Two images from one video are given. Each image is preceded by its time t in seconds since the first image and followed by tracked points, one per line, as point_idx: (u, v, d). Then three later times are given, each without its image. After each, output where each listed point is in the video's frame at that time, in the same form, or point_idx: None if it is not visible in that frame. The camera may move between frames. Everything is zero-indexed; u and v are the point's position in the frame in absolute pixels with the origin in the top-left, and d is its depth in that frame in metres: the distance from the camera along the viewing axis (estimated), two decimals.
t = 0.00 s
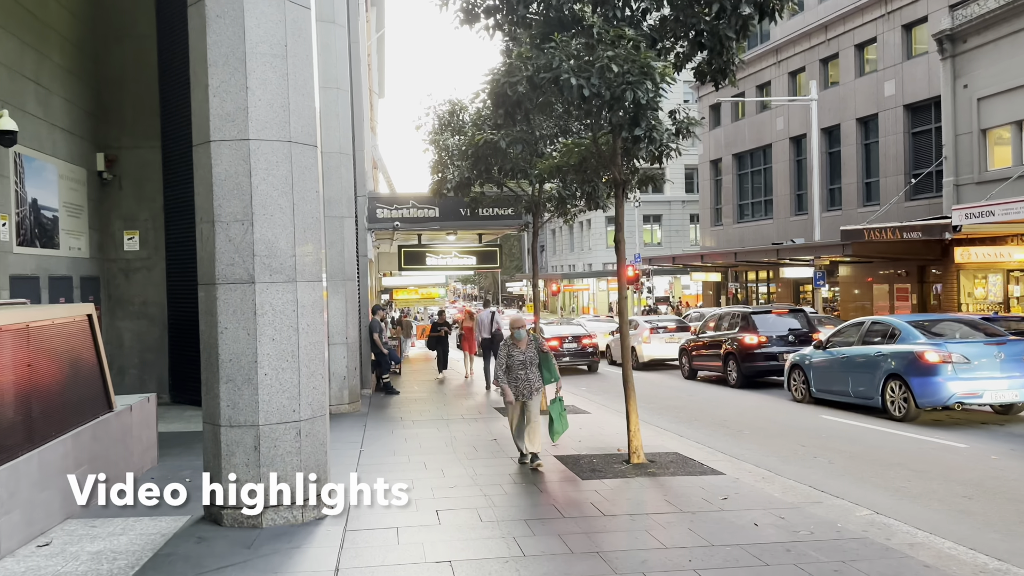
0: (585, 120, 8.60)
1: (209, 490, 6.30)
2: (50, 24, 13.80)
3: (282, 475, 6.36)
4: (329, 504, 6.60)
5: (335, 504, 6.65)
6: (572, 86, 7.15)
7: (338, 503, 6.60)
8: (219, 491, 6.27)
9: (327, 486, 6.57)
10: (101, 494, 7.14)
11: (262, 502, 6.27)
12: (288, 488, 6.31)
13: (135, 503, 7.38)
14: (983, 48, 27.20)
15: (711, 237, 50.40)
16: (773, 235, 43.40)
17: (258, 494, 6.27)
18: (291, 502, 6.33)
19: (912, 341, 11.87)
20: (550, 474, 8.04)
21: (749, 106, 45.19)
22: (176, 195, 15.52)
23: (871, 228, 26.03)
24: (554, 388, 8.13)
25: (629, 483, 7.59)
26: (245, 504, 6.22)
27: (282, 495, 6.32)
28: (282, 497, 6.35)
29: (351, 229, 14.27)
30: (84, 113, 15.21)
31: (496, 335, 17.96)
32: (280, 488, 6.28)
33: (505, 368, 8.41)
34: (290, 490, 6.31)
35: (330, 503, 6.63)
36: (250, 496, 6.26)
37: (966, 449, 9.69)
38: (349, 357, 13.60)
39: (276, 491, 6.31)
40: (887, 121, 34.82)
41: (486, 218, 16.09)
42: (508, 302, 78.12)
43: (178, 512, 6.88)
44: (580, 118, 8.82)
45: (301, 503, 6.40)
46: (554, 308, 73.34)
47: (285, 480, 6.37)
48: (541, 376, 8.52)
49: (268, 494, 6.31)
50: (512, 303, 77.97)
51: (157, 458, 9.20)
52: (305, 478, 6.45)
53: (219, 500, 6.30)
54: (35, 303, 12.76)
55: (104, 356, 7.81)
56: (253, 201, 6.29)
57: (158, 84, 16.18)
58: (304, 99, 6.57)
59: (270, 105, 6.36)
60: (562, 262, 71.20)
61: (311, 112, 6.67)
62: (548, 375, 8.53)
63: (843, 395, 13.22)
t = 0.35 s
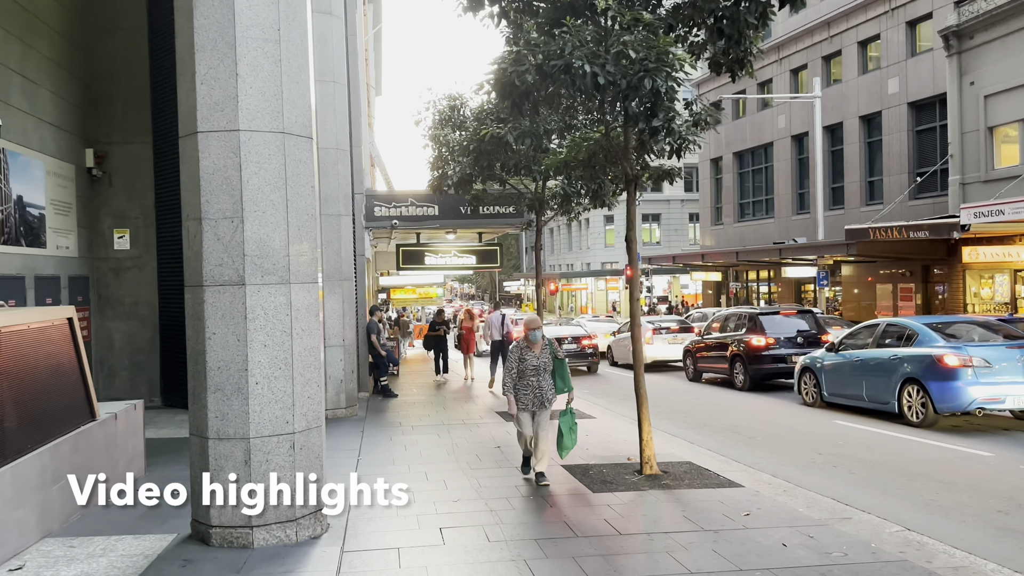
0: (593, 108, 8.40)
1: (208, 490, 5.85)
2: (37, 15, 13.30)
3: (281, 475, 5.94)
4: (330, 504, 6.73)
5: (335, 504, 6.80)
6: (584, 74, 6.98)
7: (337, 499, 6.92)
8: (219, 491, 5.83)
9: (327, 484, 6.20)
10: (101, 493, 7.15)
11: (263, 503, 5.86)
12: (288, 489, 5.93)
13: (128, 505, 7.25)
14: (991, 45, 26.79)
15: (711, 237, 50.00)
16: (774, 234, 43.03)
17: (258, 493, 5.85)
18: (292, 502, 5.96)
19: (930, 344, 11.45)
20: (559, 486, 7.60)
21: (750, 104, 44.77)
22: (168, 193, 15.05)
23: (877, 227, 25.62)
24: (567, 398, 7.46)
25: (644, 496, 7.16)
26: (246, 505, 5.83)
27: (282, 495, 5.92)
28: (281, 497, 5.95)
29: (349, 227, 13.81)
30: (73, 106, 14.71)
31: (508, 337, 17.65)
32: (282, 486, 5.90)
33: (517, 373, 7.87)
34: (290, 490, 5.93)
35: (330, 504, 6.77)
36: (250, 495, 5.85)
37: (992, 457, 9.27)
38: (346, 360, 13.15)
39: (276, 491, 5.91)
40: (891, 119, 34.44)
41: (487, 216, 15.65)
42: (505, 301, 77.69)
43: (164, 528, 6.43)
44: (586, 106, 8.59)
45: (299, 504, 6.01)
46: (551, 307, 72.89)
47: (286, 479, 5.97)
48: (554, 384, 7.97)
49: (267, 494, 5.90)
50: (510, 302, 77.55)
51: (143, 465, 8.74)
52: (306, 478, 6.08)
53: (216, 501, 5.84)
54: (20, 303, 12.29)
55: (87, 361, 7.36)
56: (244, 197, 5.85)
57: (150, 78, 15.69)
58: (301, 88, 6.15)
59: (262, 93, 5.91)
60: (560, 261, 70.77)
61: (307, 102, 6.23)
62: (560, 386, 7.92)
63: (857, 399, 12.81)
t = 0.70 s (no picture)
0: (599, 89, 8.08)
1: (205, 491, 5.36)
2: None
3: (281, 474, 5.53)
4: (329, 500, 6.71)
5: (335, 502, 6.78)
6: (593, 50, 6.60)
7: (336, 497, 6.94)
8: (219, 492, 5.34)
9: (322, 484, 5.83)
10: (100, 494, 6.99)
11: (263, 503, 5.42)
12: (287, 489, 5.53)
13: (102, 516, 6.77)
14: (997, 39, 26.35)
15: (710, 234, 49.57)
16: (775, 232, 42.62)
17: (259, 493, 5.40)
18: (291, 502, 5.57)
19: (948, 342, 10.99)
20: (563, 494, 7.12)
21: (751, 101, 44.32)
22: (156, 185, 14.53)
23: (882, 224, 25.19)
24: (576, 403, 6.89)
25: (655, 505, 6.69)
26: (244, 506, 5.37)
27: (283, 496, 5.51)
28: (280, 498, 5.53)
29: (344, 221, 13.33)
30: (58, 96, 14.19)
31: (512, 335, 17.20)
32: (282, 485, 5.50)
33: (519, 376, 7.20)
34: (290, 490, 5.53)
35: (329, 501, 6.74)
36: (250, 495, 5.39)
37: (1018, 462, 8.81)
38: (339, 359, 12.69)
39: (275, 492, 5.49)
40: (894, 114, 34.00)
41: (487, 211, 15.15)
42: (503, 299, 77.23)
43: (140, 540, 5.97)
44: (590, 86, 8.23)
45: (300, 503, 5.64)
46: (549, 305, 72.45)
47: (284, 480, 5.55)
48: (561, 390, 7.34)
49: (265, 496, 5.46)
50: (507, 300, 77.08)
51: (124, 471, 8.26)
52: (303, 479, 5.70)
53: (213, 501, 5.35)
54: None
55: (58, 361, 6.89)
56: (224, 181, 5.36)
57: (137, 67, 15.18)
58: (286, 63, 5.67)
59: (243, 68, 5.42)
60: (558, 259, 70.30)
61: (293, 80, 5.75)
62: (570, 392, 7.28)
63: (870, 400, 12.35)
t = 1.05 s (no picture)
0: (609, 68, 7.78)
1: (205, 490, 4.89)
2: None
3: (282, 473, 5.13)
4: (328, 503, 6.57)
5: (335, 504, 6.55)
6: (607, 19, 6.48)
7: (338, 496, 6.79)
8: (219, 491, 4.89)
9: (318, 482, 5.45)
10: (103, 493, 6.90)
11: (264, 504, 5.00)
12: (288, 488, 5.14)
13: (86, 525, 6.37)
14: (1004, 33, 25.93)
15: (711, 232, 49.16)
16: (777, 229, 42.21)
17: (260, 493, 4.99)
18: (292, 502, 5.18)
19: (971, 340, 10.54)
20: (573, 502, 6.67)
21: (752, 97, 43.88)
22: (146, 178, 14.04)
23: (888, 220, 24.76)
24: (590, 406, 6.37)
25: (673, 515, 6.23)
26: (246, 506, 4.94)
27: (283, 495, 5.11)
28: (280, 498, 5.13)
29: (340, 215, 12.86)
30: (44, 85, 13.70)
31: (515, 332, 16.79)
32: (283, 485, 5.11)
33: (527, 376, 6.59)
34: (291, 490, 5.14)
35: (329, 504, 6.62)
36: (251, 494, 4.96)
37: None
38: (336, 357, 12.25)
39: (276, 491, 5.09)
40: (899, 110, 33.58)
41: (488, 205, 14.70)
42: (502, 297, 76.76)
43: (119, 554, 5.52)
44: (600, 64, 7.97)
45: (299, 504, 5.25)
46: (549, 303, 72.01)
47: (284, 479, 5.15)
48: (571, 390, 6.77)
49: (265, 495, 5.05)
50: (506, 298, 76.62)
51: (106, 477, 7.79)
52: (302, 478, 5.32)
53: (213, 501, 4.90)
54: None
55: (32, 362, 6.47)
56: (207, 163, 4.91)
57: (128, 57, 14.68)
58: (277, 34, 5.23)
59: (228, 40, 4.97)
60: (557, 257, 69.84)
61: (284, 54, 5.30)
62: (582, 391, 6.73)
63: (887, 400, 11.91)
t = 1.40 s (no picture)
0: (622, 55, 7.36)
1: (204, 490, 4.47)
2: None
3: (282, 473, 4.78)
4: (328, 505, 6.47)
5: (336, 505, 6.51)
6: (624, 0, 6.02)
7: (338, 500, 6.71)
8: (219, 490, 4.49)
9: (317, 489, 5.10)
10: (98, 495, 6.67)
11: (264, 504, 4.64)
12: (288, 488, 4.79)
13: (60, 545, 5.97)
14: (1012, 28, 25.47)
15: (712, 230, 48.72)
16: (779, 228, 41.80)
17: (260, 492, 4.62)
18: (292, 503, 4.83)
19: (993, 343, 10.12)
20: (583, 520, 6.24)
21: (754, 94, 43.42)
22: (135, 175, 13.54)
23: (895, 219, 24.31)
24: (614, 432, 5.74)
25: (692, 535, 5.81)
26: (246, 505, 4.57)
27: (283, 495, 4.76)
28: (279, 499, 4.78)
29: (335, 215, 12.39)
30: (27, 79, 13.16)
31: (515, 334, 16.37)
32: (284, 484, 4.77)
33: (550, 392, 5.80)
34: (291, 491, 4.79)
35: (329, 504, 6.69)
36: (251, 494, 4.59)
37: None
38: (331, 361, 11.80)
39: (275, 492, 4.74)
40: (903, 107, 33.14)
41: (488, 203, 14.24)
42: (501, 296, 76.26)
43: None
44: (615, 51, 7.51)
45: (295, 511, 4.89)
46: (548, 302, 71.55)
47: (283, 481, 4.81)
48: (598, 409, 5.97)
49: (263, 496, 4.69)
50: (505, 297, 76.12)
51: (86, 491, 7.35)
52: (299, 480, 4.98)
53: (211, 500, 4.49)
54: None
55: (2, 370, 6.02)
56: (187, 155, 4.47)
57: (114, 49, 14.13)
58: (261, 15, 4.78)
59: (209, 20, 4.53)
60: (557, 255, 69.35)
61: (270, 36, 4.87)
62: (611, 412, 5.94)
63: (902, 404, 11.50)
